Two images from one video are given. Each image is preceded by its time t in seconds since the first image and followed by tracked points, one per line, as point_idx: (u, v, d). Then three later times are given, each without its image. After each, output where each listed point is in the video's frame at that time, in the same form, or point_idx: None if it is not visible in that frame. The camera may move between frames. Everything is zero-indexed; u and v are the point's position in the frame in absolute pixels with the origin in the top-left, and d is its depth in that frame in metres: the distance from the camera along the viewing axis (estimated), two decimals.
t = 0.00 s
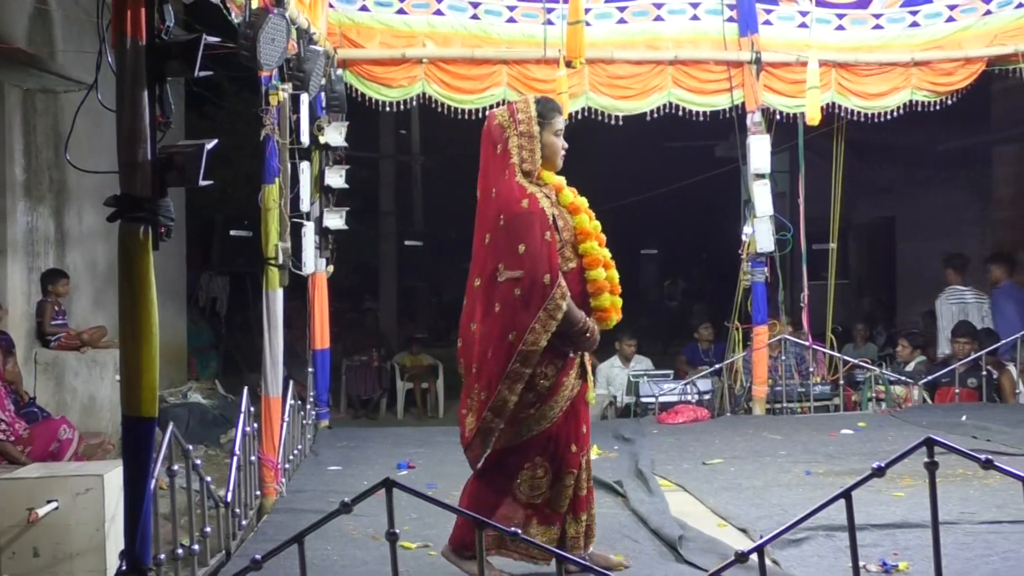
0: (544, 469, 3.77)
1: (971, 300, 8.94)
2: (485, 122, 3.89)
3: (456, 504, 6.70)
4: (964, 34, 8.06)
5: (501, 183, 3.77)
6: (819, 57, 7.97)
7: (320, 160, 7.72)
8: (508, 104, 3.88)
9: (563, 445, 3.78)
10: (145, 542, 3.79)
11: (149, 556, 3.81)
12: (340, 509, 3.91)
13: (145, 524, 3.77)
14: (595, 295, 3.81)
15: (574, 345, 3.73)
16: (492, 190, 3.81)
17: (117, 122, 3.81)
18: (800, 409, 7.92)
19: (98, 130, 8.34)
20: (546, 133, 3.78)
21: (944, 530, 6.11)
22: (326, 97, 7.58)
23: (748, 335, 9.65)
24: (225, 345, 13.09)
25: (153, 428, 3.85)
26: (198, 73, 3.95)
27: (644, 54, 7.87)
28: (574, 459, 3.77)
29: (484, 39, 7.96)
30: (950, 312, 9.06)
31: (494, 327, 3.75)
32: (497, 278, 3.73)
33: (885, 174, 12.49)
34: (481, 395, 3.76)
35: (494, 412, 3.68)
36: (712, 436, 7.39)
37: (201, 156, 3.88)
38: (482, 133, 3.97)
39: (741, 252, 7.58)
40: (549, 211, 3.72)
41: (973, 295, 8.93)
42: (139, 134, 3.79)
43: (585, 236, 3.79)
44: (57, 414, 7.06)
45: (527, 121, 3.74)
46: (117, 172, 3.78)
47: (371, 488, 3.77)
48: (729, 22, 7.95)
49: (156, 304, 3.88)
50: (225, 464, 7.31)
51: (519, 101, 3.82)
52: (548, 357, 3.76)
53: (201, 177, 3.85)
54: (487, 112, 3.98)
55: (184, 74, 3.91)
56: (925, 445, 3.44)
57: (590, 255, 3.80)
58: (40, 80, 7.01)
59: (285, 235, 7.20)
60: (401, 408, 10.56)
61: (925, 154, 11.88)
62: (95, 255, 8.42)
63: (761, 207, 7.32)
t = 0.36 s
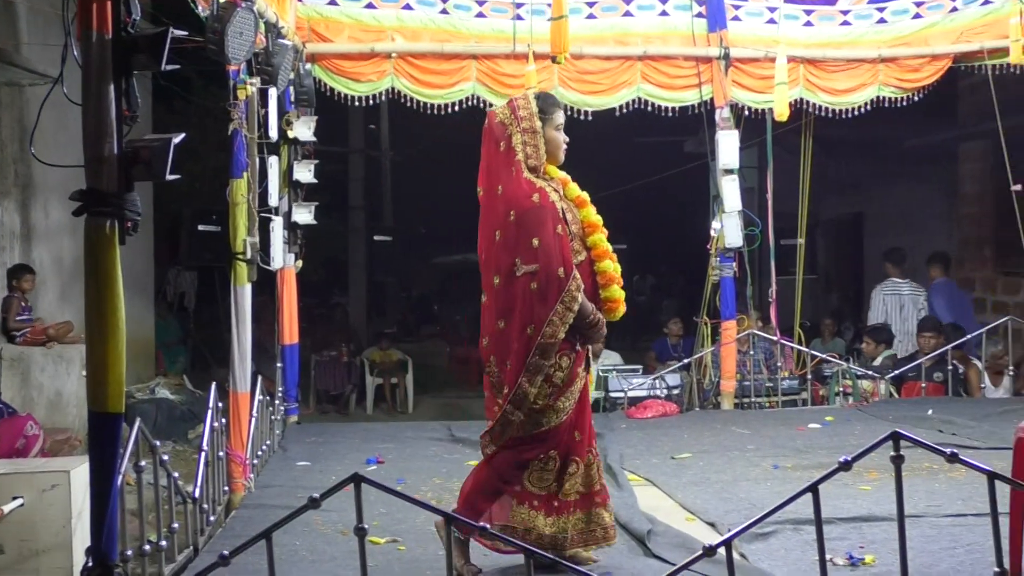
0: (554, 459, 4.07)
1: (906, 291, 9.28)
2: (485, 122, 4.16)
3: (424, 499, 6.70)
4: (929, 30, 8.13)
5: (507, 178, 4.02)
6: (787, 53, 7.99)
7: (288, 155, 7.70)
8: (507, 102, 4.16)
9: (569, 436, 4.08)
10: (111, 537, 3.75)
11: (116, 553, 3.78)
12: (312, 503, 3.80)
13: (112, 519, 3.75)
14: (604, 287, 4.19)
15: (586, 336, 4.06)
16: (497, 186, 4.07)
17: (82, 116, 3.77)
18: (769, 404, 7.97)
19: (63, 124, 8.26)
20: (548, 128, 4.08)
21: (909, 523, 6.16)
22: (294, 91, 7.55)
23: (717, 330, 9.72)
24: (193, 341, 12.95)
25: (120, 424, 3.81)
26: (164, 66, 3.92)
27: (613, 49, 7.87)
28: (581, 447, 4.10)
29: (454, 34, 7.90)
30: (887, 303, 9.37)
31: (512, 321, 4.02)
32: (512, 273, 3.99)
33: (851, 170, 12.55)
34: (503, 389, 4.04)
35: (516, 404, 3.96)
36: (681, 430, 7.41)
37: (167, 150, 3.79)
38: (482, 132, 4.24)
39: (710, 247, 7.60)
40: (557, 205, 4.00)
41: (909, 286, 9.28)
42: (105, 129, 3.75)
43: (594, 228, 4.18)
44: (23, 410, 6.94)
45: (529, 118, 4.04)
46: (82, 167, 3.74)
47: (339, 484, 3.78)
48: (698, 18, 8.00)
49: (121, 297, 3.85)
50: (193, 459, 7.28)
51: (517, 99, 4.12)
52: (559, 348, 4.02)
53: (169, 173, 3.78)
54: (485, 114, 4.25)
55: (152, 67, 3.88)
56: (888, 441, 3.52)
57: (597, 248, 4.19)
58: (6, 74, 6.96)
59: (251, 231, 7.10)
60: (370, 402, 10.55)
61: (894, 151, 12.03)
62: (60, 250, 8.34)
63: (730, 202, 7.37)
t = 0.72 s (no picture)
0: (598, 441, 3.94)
1: (866, 276, 9.36)
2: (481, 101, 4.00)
3: (392, 488, 6.52)
4: (909, 11, 7.96)
5: (502, 158, 3.87)
6: (765, 34, 7.84)
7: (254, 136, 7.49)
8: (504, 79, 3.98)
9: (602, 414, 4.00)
10: (68, 528, 3.70)
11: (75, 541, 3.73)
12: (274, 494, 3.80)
13: (69, 509, 3.68)
14: (595, 276, 3.99)
15: (578, 320, 3.91)
16: (491, 167, 3.92)
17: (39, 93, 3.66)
18: (746, 391, 7.82)
19: (21, 102, 8.09)
20: (544, 109, 3.89)
21: (888, 512, 6.03)
22: (260, 70, 7.33)
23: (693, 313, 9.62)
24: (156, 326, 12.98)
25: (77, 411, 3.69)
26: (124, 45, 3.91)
27: (589, 29, 7.68)
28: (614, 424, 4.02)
29: (425, 14, 7.66)
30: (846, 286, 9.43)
31: (506, 305, 3.88)
32: (505, 257, 3.85)
33: (833, 154, 12.56)
34: (505, 375, 3.90)
35: (520, 389, 3.82)
36: (656, 417, 7.25)
37: (129, 130, 3.75)
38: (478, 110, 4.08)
39: (686, 230, 7.47)
40: (552, 188, 3.84)
41: (868, 271, 9.36)
42: (64, 108, 3.64)
43: (585, 215, 3.96)
44: None
45: (526, 98, 3.85)
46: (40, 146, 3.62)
47: (307, 471, 3.74)
48: None
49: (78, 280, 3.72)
50: (155, 449, 7.09)
51: (514, 77, 3.93)
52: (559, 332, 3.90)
53: (131, 153, 3.75)
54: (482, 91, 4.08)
55: (111, 47, 3.88)
56: (869, 428, 3.42)
57: (589, 234, 3.99)
58: None
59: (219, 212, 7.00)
60: (337, 389, 10.34)
61: (869, 129, 11.67)
62: (21, 233, 8.14)
63: (707, 185, 7.22)
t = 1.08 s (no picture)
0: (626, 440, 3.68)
1: (843, 264, 9.09)
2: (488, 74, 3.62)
3: (359, 492, 6.02)
4: None
5: (509, 139, 3.48)
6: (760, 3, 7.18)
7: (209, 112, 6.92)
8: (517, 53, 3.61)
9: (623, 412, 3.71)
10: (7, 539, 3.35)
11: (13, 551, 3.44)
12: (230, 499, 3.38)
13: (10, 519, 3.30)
14: (606, 270, 3.61)
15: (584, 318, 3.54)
16: (495, 147, 3.53)
17: None
18: (738, 387, 7.35)
19: None
20: (559, 89, 3.52)
21: (890, 517, 5.54)
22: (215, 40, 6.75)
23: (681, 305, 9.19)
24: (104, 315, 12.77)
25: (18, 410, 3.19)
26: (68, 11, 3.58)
27: None
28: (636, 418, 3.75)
29: None
30: (822, 276, 9.17)
31: (499, 299, 3.49)
32: (503, 247, 3.45)
33: (831, 132, 12.11)
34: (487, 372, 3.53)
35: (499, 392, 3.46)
36: (642, 416, 6.76)
37: (74, 105, 3.42)
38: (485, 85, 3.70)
39: (674, 215, 6.97)
40: (562, 175, 3.45)
41: (845, 258, 9.09)
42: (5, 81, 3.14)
43: (598, 205, 3.57)
44: None
45: (540, 75, 3.48)
46: None
47: (269, 474, 3.33)
48: None
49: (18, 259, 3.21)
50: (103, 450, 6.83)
51: (528, 51, 3.56)
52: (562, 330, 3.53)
53: (75, 131, 3.41)
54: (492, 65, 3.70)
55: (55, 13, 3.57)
56: (867, 428, 3.07)
57: (602, 225, 3.60)
58: None
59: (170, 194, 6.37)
60: (300, 386, 9.87)
61: (872, 111, 11.36)
62: None
63: (696, 166, 6.67)
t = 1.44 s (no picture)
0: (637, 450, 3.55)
1: (811, 262, 9.19)
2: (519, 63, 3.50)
3: (339, 500, 5.79)
4: None
5: (548, 129, 3.38)
6: None
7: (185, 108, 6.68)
8: (550, 40, 3.49)
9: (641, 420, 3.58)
10: None
11: None
12: (207, 507, 3.17)
13: None
14: (651, 259, 3.55)
15: (630, 312, 3.46)
16: (532, 137, 3.42)
17: None
18: (731, 392, 7.18)
19: None
20: (597, 77, 3.42)
21: (888, 526, 5.33)
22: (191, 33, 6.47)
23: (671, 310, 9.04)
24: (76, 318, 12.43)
25: None
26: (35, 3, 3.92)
27: None
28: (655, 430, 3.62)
29: None
30: (789, 274, 9.23)
31: (542, 295, 3.40)
32: (547, 242, 3.36)
33: (827, 128, 11.95)
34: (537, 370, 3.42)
35: (556, 390, 3.39)
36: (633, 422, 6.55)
37: (41, 98, 3.87)
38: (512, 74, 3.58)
39: (664, 214, 6.75)
40: (605, 166, 3.37)
41: (812, 255, 9.19)
42: None
43: (641, 193, 3.49)
44: None
45: (579, 63, 3.37)
46: None
47: (244, 483, 3.12)
48: None
49: None
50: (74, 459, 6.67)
51: (563, 38, 3.45)
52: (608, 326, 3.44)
53: (40, 126, 3.88)
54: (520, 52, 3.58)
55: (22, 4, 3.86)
56: (867, 432, 2.90)
57: (645, 214, 3.52)
58: None
59: (144, 193, 6.11)
60: (279, 391, 9.67)
61: (870, 106, 11.15)
62: None
63: (688, 164, 6.42)
